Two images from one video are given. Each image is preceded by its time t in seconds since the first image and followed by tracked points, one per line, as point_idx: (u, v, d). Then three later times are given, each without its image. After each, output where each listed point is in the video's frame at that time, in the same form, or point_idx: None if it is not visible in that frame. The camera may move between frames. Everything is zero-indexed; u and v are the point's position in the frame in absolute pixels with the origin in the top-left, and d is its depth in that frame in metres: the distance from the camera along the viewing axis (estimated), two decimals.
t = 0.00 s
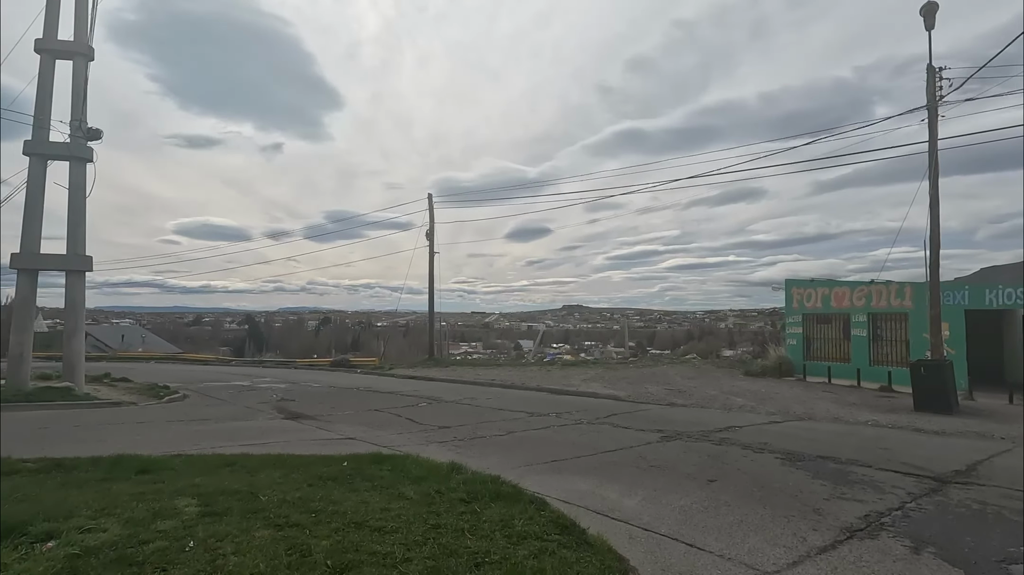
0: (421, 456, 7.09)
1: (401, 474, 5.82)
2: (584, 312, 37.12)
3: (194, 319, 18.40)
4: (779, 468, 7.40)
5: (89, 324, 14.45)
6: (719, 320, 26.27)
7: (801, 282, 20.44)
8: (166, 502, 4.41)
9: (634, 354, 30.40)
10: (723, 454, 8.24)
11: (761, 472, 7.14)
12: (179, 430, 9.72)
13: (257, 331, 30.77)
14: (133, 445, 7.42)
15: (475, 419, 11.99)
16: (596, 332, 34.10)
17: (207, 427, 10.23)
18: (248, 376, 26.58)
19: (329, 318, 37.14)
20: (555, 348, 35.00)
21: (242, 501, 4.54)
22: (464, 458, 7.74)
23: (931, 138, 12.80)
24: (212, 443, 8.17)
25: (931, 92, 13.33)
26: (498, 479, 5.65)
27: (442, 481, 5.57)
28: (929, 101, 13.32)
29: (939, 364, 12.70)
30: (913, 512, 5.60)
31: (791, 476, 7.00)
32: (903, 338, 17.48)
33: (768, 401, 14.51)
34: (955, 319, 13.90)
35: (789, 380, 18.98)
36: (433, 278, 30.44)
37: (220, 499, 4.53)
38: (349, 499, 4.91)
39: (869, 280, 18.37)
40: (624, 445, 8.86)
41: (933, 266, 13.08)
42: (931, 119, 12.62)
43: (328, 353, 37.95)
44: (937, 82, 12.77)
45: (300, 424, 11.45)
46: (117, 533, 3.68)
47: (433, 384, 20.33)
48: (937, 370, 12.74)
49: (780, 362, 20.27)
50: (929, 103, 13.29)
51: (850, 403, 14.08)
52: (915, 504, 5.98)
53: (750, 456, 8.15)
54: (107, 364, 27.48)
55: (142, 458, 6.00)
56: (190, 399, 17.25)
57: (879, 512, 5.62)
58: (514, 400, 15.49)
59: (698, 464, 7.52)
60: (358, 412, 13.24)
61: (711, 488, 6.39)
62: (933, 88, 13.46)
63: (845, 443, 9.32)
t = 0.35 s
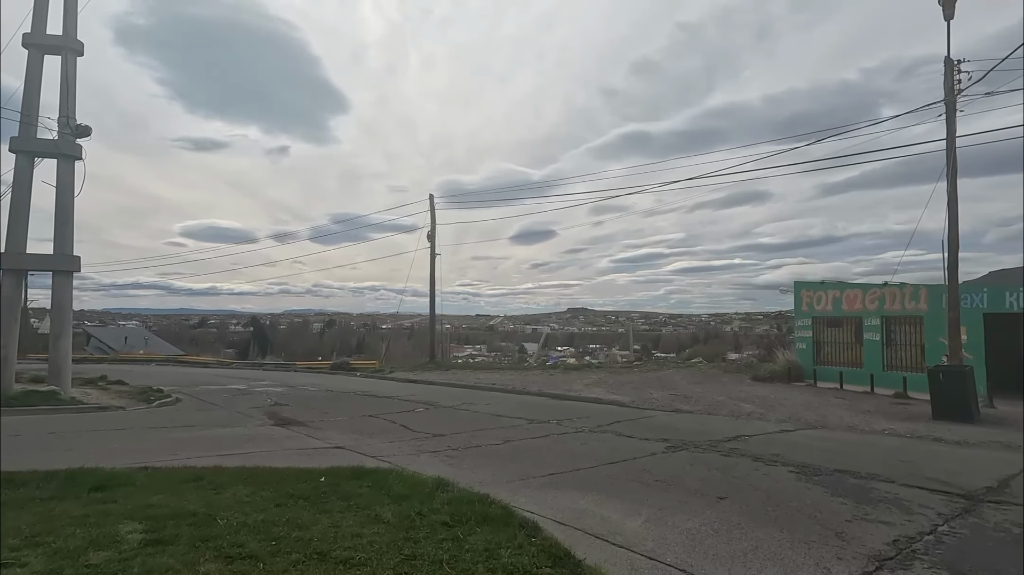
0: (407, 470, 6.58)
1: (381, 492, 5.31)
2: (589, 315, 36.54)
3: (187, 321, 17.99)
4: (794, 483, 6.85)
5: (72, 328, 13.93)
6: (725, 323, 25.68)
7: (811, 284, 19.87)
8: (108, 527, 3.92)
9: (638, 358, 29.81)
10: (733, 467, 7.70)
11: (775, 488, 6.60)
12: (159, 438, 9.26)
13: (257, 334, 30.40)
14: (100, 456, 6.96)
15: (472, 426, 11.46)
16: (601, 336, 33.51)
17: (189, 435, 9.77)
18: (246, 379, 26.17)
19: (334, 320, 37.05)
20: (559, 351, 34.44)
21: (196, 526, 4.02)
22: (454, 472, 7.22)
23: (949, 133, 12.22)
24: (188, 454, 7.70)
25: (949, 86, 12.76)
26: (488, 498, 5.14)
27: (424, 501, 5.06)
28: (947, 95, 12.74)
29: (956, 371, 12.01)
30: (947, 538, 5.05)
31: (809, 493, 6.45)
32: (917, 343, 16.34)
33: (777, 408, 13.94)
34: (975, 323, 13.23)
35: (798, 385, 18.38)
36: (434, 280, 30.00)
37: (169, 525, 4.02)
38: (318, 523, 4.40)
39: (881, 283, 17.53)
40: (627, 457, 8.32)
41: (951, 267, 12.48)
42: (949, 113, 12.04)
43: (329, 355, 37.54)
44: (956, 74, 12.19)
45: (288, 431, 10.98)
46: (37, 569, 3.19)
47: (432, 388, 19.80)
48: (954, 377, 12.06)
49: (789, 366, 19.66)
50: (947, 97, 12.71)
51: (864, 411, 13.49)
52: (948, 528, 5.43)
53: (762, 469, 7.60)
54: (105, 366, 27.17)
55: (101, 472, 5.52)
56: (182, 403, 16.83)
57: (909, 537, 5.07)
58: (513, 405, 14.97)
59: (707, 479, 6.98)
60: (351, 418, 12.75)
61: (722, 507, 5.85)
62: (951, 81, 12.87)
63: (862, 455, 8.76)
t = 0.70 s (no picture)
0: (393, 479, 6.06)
1: (359, 505, 4.81)
2: (596, 316, 35.88)
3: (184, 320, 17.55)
4: (815, 496, 6.28)
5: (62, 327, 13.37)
6: (734, 325, 24.99)
7: (824, 284, 19.24)
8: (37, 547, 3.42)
9: (645, 360, 29.14)
10: (748, 476, 7.13)
11: (795, 501, 6.03)
12: (140, 441, 8.83)
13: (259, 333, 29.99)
14: (69, 460, 6.53)
15: (470, 430, 10.92)
16: (607, 337, 32.83)
17: (172, 437, 9.34)
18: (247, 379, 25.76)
19: (340, 320, 36.80)
20: (566, 353, 33.78)
21: (136, 548, 3.53)
22: (446, 481, 6.69)
23: (976, 124, 11.58)
24: (164, 458, 7.24)
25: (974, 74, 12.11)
26: (476, 513, 4.61)
27: (406, 516, 4.53)
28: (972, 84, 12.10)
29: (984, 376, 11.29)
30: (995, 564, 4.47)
31: (833, 508, 5.88)
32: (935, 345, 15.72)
33: (791, 412, 13.31)
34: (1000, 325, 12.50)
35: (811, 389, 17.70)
36: (437, 280, 29.53)
37: (108, 544, 3.52)
38: (283, 543, 3.90)
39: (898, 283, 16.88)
40: (632, 464, 7.78)
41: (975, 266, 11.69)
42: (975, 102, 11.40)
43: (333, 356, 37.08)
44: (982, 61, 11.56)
45: (278, 433, 10.48)
46: None
47: (432, 390, 19.32)
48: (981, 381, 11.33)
49: (802, 369, 18.96)
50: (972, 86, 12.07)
51: (883, 416, 12.83)
52: (993, 550, 4.84)
53: (779, 480, 7.04)
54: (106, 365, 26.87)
55: (58, 479, 5.04)
56: (177, 404, 16.41)
57: (951, 562, 4.50)
58: (516, 408, 14.41)
59: (719, 490, 6.43)
60: (346, 421, 12.24)
61: (738, 524, 5.29)
62: (976, 69, 12.23)
63: (886, 465, 8.15)
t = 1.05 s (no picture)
0: (369, 494, 5.54)
1: (323, 526, 4.33)
2: (601, 321, 35.08)
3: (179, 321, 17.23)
4: (831, 516, 5.73)
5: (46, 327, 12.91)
6: (740, 329, 24.31)
7: (833, 288, 18.37)
8: None
9: (650, 364, 28.54)
10: (756, 492, 6.59)
11: (808, 523, 5.48)
12: (112, 447, 8.37)
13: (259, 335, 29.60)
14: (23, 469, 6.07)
15: (463, 437, 10.41)
16: (612, 342, 32.17)
17: (147, 443, 8.88)
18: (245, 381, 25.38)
19: (344, 321, 36.47)
20: (571, 356, 33.21)
21: None
22: (429, 497, 6.18)
23: (997, 120, 11.00)
24: (131, 467, 6.78)
25: (996, 68, 11.52)
26: (451, 537, 4.12)
27: (372, 540, 4.05)
28: (993, 78, 11.51)
29: (1005, 385, 10.71)
30: None
31: (852, 530, 5.33)
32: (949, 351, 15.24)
33: (800, 421, 12.71)
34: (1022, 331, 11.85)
35: (821, 396, 17.06)
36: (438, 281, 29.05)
37: None
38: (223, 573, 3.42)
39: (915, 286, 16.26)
40: (631, 476, 7.25)
41: (996, 269, 11.02)
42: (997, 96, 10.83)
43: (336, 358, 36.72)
44: (1004, 54, 10.98)
45: (262, 439, 10.03)
46: None
47: (430, 394, 18.81)
48: (1003, 392, 10.73)
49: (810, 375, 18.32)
50: (993, 80, 11.47)
51: (898, 424, 12.18)
52: None
53: (789, 496, 6.50)
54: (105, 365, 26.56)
55: None
56: (168, 405, 16.00)
57: None
58: (513, 414, 13.90)
59: (725, 508, 5.89)
60: (335, 426, 11.76)
61: (746, 550, 4.75)
62: (997, 64, 11.64)
63: (905, 480, 7.58)
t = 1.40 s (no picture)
0: (348, 508, 5.10)
1: (290, 545, 3.90)
2: (611, 323, 34.36)
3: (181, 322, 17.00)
4: (854, 536, 5.19)
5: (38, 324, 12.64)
6: (753, 331, 23.61)
7: (850, 288, 17.96)
8: None
9: (660, 367, 27.89)
10: (772, 506, 6.07)
11: (829, 543, 4.96)
12: (93, 449, 8.04)
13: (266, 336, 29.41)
14: None
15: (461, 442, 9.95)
16: (622, 344, 31.55)
17: (131, 446, 8.55)
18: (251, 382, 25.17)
19: (354, 323, 36.26)
20: (580, 359, 32.63)
21: None
22: (416, 509, 5.73)
23: None
24: (104, 473, 6.42)
25: None
26: (428, 561, 3.67)
27: (340, 563, 3.62)
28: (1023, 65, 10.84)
29: None
30: None
31: (881, 552, 4.80)
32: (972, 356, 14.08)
33: (817, 427, 12.09)
34: None
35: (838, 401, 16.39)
36: (445, 282, 28.68)
37: None
38: None
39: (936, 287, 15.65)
40: (636, 487, 6.76)
41: None
42: None
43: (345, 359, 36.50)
44: None
45: (252, 442, 9.66)
46: None
47: (434, 396, 18.39)
48: None
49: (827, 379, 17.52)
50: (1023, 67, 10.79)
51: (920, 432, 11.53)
52: None
53: (807, 511, 5.98)
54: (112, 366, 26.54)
55: None
56: (168, 406, 15.77)
57: None
58: (517, 418, 13.42)
59: (738, 526, 5.39)
60: (331, 429, 11.38)
61: None
62: None
63: (933, 493, 7.00)
